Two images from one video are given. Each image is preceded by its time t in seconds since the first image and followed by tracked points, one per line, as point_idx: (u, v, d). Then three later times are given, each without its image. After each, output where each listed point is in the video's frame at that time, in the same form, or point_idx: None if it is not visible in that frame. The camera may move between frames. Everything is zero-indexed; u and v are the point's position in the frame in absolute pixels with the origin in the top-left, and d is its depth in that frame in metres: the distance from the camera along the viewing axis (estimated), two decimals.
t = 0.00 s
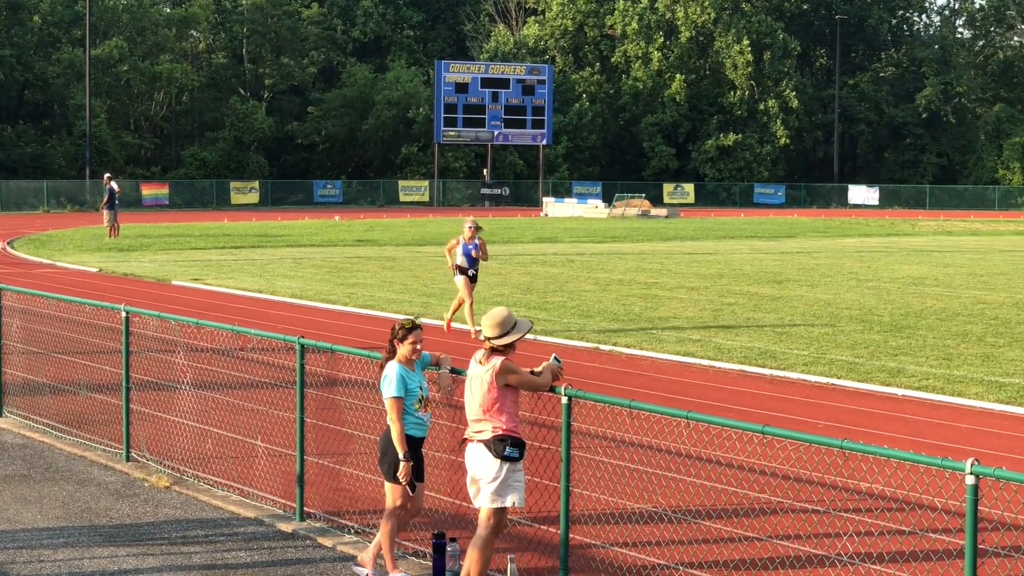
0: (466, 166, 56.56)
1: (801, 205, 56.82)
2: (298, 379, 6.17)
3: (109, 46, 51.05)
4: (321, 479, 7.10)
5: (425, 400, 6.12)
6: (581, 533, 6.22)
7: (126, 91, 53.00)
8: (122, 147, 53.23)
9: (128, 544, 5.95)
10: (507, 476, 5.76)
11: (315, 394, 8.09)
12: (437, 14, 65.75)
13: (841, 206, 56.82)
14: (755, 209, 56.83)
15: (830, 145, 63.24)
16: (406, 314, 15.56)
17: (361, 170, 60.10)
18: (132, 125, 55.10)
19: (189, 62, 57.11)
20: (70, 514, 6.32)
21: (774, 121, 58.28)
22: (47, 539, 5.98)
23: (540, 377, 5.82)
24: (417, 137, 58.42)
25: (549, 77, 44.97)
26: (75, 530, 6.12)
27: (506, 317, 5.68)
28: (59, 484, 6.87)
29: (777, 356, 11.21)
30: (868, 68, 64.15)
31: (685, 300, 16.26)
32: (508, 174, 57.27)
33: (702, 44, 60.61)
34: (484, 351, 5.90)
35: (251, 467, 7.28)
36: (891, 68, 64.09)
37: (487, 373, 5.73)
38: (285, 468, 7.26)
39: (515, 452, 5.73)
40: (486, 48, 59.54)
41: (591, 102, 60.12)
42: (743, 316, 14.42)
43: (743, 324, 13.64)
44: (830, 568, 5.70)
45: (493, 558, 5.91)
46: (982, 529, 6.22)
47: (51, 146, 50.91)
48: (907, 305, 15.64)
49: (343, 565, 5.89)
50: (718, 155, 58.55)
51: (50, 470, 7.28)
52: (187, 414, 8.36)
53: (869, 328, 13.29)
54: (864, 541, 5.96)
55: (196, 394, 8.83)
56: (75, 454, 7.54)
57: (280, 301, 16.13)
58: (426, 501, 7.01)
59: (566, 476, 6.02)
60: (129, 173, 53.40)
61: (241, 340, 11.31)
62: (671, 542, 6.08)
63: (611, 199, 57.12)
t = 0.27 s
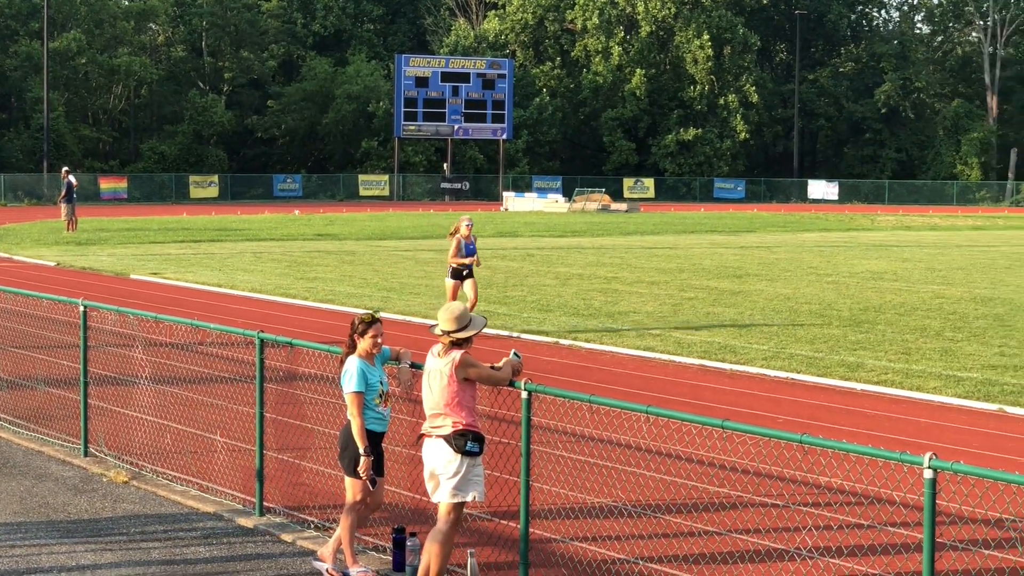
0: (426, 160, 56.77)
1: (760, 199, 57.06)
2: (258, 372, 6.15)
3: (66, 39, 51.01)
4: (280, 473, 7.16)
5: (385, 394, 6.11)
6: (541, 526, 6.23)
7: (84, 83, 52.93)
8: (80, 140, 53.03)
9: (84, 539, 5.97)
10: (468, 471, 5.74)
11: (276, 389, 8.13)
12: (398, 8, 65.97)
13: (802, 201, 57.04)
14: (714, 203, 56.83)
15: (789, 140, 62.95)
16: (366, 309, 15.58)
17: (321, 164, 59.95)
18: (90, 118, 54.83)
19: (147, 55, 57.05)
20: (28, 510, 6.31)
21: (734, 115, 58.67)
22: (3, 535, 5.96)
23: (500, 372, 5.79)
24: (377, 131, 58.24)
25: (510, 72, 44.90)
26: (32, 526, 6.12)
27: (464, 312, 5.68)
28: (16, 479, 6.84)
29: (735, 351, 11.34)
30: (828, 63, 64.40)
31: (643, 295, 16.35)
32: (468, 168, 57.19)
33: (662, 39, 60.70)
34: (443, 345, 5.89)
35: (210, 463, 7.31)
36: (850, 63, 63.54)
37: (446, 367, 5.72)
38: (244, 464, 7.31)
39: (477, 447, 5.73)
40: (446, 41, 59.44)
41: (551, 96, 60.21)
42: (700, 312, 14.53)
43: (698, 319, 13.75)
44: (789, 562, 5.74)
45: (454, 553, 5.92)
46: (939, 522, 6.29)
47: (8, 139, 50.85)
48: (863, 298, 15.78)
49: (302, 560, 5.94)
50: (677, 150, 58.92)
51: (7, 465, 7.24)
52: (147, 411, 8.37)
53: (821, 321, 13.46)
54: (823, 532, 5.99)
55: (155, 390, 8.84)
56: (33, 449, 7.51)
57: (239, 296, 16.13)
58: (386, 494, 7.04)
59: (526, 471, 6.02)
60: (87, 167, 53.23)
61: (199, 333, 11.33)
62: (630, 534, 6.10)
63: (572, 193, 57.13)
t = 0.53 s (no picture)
0: (373, 151, 56.33)
1: (707, 190, 59.49)
2: (204, 361, 6.14)
3: (10, 28, 51.39)
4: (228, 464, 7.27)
5: (333, 385, 6.13)
6: (488, 517, 6.26)
7: (28, 72, 53.00)
8: (25, 129, 52.98)
9: (27, 531, 6.05)
10: (415, 459, 5.72)
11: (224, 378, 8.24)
12: None
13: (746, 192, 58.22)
14: (661, 193, 58.66)
15: (735, 132, 64.86)
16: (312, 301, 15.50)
17: (268, 154, 59.68)
18: (34, 107, 54.52)
19: (93, 45, 56.53)
20: None
21: (681, 106, 59.82)
22: None
23: (447, 361, 5.78)
24: (325, 121, 58.27)
25: (457, 62, 46.12)
26: None
27: (409, 303, 5.72)
28: None
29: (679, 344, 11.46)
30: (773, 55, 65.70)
31: (587, 289, 16.28)
32: (416, 159, 57.34)
33: (610, 31, 61.00)
34: (389, 334, 5.90)
35: (155, 453, 7.36)
36: (796, 56, 65.03)
37: (393, 356, 5.73)
38: (191, 452, 7.37)
39: (426, 437, 5.72)
40: (394, 32, 59.00)
41: (498, 87, 60.41)
42: (641, 306, 14.51)
43: (639, 313, 13.72)
44: (734, 551, 5.80)
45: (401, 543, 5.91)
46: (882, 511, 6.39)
47: None
48: (798, 290, 15.90)
49: (249, 550, 6.07)
50: (625, 141, 59.65)
51: None
52: (92, 401, 8.39)
53: (761, 314, 13.53)
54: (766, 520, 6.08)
55: (99, 379, 8.84)
56: None
57: (186, 288, 16.17)
58: (335, 483, 7.16)
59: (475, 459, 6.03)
60: (33, 157, 53.16)
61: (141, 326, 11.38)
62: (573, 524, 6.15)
63: (519, 183, 58.01)
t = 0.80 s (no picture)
0: (358, 170, 75.89)
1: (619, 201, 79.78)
2: (223, 336, 7.81)
3: (69, 71, 67.60)
4: (240, 421, 9.55)
5: (325, 353, 7.79)
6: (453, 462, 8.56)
7: (85, 107, 70.07)
8: (83, 152, 70.65)
9: (81, 469, 8.23)
10: (387, 413, 7.39)
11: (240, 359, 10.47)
12: (337, 49, 84.94)
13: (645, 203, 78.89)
14: (584, 203, 78.52)
15: (641, 153, 86.29)
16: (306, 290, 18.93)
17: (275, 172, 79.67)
18: (90, 134, 71.98)
19: (136, 85, 73.72)
20: (35, 447, 8.58)
21: (601, 136, 80.40)
22: (17, 465, 8.21)
23: (415, 334, 7.44)
24: (320, 147, 77.80)
25: (423, 89, 54.35)
26: (38, 458, 8.38)
27: (385, 291, 7.39)
28: (26, 423, 9.18)
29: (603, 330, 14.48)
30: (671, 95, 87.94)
31: (531, 280, 20.97)
32: (392, 176, 76.93)
33: (544, 75, 80.84)
34: (369, 312, 7.58)
35: (184, 409, 9.77)
36: (691, 96, 86.44)
37: (373, 332, 7.38)
38: (210, 409, 9.76)
39: (396, 393, 7.40)
40: (375, 77, 78.95)
41: (457, 120, 80.96)
42: (573, 289, 19.18)
43: (571, 297, 17.96)
44: (639, 482, 8.24)
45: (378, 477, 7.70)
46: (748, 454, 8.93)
47: (21, 151, 69.21)
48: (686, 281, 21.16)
49: (259, 484, 8.19)
50: (557, 163, 80.69)
51: (20, 411, 9.60)
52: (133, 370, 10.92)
53: (664, 299, 17.86)
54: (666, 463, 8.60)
55: (139, 355, 11.40)
56: (42, 400, 9.90)
57: (209, 278, 20.27)
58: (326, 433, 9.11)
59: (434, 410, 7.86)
60: (87, 174, 70.90)
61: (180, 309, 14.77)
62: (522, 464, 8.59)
63: (475, 195, 76.08)
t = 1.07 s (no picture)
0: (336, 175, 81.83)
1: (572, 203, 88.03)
2: (213, 325, 8.70)
3: (73, 84, 73.46)
4: (229, 401, 10.49)
5: (306, 340, 8.66)
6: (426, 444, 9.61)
7: (86, 116, 75.77)
8: (84, 158, 76.40)
9: (85, 444, 9.08)
10: (362, 393, 8.31)
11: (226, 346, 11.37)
12: (318, 64, 90.97)
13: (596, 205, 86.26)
14: (540, 205, 86.36)
15: (591, 160, 95.13)
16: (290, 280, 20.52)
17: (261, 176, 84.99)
18: (92, 141, 78.24)
19: (135, 96, 80.57)
20: (44, 423, 9.46)
21: (554, 145, 88.29)
22: (30, 440, 9.09)
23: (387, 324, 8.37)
24: (301, 154, 83.55)
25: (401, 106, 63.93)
26: (49, 434, 9.26)
27: (359, 283, 8.42)
28: (35, 402, 10.09)
29: (566, 322, 15.87)
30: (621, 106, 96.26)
31: (493, 276, 23.19)
32: (367, 181, 82.84)
33: (504, 89, 89.17)
34: (347, 303, 8.50)
35: (178, 388, 10.76)
36: (636, 108, 94.86)
37: (348, 320, 8.35)
38: (202, 389, 10.73)
39: (370, 377, 8.32)
40: (352, 90, 85.39)
41: (426, 130, 86.76)
42: (530, 285, 21.34)
43: (530, 292, 19.95)
44: (592, 459, 9.37)
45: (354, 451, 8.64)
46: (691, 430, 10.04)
47: (29, 157, 74.41)
48: (632, 277, 23.51)
49: (246, 459, 9.07)
50: (516, 169, 87.98)
51: (28, 392, 10.51)
52: (132, 352, 11.95)
53: (612, 294, 19.90)
54: (618, 439, 9.70)
55: (135, 339, 12.40)
56: (47, 381, 10.80)
57: (198, 271, 21.61)
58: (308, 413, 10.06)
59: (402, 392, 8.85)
60: (89, 177, 76.52)
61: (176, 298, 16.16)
62: (488, 442, 9.67)
63: (442, 198, 83.69)
